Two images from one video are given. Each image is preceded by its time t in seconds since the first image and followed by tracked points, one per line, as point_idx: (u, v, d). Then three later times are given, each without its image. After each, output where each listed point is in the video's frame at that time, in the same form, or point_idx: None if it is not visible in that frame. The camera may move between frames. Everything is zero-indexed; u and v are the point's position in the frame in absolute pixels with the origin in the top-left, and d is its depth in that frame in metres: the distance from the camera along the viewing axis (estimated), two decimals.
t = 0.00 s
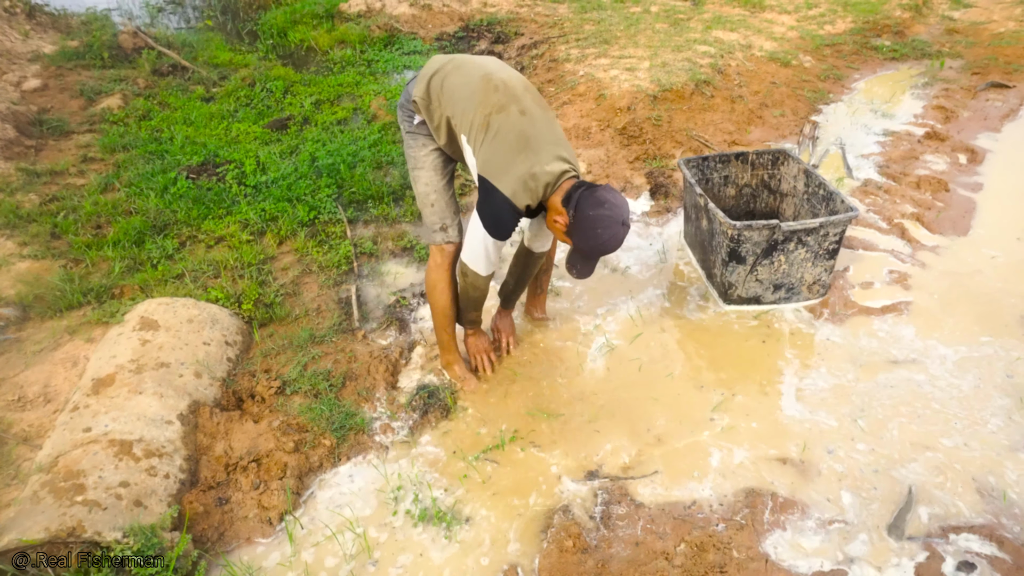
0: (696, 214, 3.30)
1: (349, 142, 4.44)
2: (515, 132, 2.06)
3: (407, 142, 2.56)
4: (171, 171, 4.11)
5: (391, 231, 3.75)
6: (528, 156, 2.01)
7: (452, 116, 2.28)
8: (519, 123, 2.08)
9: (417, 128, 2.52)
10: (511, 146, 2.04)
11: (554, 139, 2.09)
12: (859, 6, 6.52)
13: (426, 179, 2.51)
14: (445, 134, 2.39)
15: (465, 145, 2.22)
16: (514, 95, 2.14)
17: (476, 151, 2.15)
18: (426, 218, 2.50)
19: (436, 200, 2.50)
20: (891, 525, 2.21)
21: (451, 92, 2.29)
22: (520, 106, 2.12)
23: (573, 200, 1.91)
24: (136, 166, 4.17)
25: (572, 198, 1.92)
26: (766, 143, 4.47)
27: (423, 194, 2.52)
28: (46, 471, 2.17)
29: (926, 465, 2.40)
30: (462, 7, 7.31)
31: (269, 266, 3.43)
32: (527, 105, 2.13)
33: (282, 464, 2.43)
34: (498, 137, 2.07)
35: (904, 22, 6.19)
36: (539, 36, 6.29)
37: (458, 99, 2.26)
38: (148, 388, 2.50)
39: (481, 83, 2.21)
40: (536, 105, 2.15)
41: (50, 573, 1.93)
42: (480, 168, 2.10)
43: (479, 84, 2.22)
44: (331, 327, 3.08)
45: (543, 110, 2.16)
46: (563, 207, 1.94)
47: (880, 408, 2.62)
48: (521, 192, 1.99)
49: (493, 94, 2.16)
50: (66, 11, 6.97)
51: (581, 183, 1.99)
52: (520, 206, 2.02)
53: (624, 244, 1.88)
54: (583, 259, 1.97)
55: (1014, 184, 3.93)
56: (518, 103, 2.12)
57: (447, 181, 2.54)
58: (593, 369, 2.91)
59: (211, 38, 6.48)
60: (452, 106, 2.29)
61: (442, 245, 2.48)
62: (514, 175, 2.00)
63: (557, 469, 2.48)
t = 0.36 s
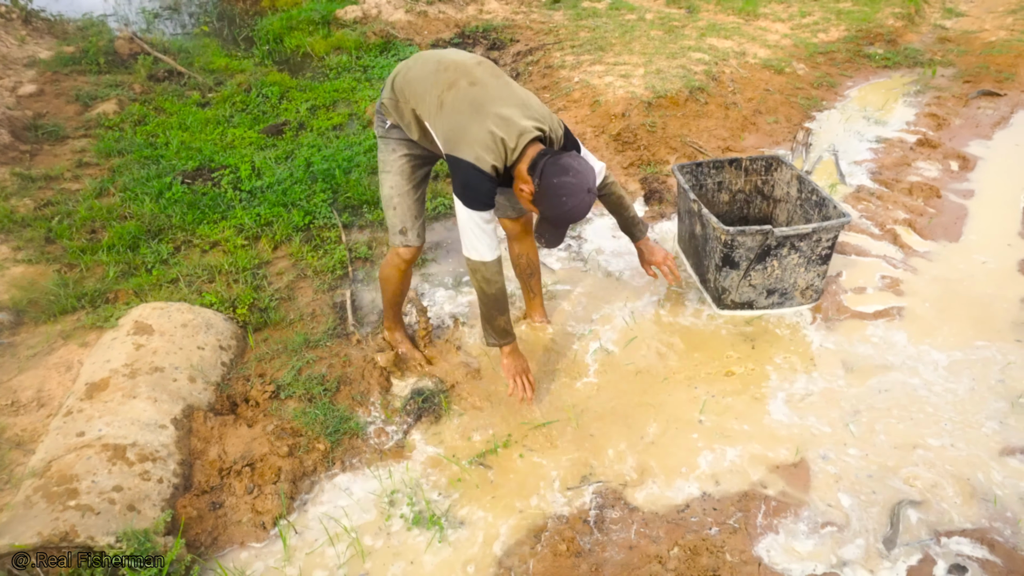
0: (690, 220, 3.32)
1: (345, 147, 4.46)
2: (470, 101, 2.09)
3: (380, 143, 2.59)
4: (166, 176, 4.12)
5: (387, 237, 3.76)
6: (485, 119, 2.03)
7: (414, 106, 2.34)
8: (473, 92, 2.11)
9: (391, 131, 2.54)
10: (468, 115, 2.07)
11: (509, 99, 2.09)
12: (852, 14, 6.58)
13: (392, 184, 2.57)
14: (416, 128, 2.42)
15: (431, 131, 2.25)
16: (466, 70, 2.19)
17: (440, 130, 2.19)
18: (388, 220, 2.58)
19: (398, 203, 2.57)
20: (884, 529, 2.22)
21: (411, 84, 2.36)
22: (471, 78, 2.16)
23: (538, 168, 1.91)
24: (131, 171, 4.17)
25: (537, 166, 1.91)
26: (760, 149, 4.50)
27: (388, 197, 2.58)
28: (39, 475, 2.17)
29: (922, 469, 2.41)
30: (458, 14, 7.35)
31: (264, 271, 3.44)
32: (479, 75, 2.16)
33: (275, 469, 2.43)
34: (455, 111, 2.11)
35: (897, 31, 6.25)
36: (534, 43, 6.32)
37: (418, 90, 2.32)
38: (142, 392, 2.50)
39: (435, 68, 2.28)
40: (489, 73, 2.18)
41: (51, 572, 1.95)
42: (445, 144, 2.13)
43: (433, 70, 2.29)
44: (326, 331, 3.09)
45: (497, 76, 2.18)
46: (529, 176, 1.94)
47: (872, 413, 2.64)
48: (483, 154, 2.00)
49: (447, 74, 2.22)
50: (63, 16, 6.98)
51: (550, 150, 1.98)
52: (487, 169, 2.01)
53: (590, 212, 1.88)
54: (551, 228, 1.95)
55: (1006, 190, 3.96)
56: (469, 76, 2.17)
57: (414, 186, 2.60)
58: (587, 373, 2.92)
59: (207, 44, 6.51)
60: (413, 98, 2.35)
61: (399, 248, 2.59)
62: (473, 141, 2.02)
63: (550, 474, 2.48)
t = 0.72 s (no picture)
0: (685, 221, 3.33)
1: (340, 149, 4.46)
2: (416, 112, 2.17)
3: (319, 160, 2.62)
4: (162, 178, 4.11)
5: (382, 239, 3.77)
6: (435, 129, 2.12)
7: (355, 119, 2.37)
8: (419, 103, 2.18)
9: (328, 145, 2.59)
10: (416, 128, 2.14)
11: (452, 103, 2.18)
12: (847, 15, 6.60)
13: (343, 194, 2.59)
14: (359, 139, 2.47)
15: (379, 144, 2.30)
16: (404, 78, 2.24)
17: (389, 143, 2.25)
18: (350, 231, 2.58)
19: (356, 212, 2.58)
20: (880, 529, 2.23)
21: (347, 97, 2.38)
22: (413, 87, 2.21)
23: (487, 173, 2.08)
24: (127, 174, 4.17)
25: (486, 169, 2.09)
26: (756, 150, 4.52)
27: (342, 209, 2.59)
28: (35, 479, 2.17)
29: (918, 469, 2.41)
30: (454, 15, 7.35)
31: (260, 273, 3.44)
32: (418, 83, 2.23)
33: (272, 471, 2.42)
34: (403, 125, 2.18)
35: (891, 32, 6.28)
36: (530, 45, 6.33)
37: (358, 103, 2.34)
38: (138, 395, 2.50)
39: (371, 79, 2.31)
40: (426, 78, 2.25)
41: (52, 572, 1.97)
42: (398, 158, 2.21)
43: (369, 80, 2.32)
44: (322, 333, 3.09)
45: (434, 80, 2.25)
46: (482, 179, 2.12)
47: (868, 413, 2.65)
48: (442, 166, 2.11)
49: (386, 85, 2.26)
50: (58, 19, 6.97)
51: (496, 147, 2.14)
52: (447, 180, 2.14)
53: (546, 196, 2.07)
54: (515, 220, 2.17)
55: (1000, 190, 3.98)
56: (408, 84, 2.22)
57: (365, 192, 2.63)
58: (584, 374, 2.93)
59: (203, 46, 6.50)
60: (352, 110, 2.38)
61: (370, 255, 2.58)
62: (428, 154, 2.11)
63: (546, 476, 2.48)
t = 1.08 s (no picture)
0: (681, 223, 3.34)
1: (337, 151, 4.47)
2: (433, 142, 2.38)
3: (309, 160, 2.57)
4: (159, 181, 4.11)
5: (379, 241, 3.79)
6: (453, 160, 2.38)
7: (361, 139, 2.41)
8: (435, 134, 2.40)
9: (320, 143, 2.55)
10: (437, 156, 2.36)
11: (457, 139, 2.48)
12: (843, 17, 6.62)
13: (343, 188, 2.59)
14: (355, 154, 2.48)
15: (388, 165, 2.39)
16: (415, 109, 2.41)
17: (402, 166, 2.38)
18: (355, 223, 2.59)
19: (359, 204, 2.59)
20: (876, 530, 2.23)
21: (350, 117, 2.41)
22: (427, 119, 2.41)
23: (484, 191, 2.45)
24: (123, 176, 4.16)
25: (480, 190, 2.46)
26: (752, 152, 4.53)
27: (344, 203, 2.58)
28: (31, 481, 2.16)
29: (914, 470, 2.42)
30: (451, 18, 7.36)
31: (257, 276, 3.44)
32: (427, 115, 2.43)
33: (269, 473, 2.42)
34: (422, 152, 2.36)
35: (886, 34, 6.30)
36: (526, 47, 6.34)
37: (365, 123, 2.39)
38: (134, 398, 2.50)
39: (379, 103, 2.40)
40: (431, 112, 2.47)
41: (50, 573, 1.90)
42: (414, 180, 2.37)
43: (377, 104, 2.40)
44: (319, 335, 3.09)
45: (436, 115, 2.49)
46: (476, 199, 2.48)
47: (864, 414, 2.65)
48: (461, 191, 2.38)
49: (398, 111, 2.39)
50: (54, 21, 6.97)
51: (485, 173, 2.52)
52: (462, 203, 2.40)
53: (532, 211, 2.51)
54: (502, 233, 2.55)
55: (995, 192, 4.00)
56: (422, 116, 2.41)
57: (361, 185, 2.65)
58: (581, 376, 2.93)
59: (200, 48, 6.51)
60: (355, 129, 2.41)
61: (379, 243, 2.62)
62: (450, 180, 2.35)
63: (543, 478, 2.48)
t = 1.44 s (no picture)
0: (678, 228, 3.35)
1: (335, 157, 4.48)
2: (437, 136, 2.46)
3: (303, 159, 2.57)
4: (156, 186, 4.11)
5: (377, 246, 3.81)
6: (457, 154, 2.46)
7: (365, 135, 2.41)
8: (436, 129, 2.47)
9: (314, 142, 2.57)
10: (442, 149, 2.43)
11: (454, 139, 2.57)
12: (839, 24, 6.66)
13: (336, 187, 2.60)
14: (353, 155, 2.45)
15: (393, 159, 2.40)
16: (416, 108, 2.50)
17: (408, 159, 2.40)
18: (346, 222, 2.59)
19: (350, 204, 2.61)
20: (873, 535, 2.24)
21: (353, 114, 2.43)
22: (426, 116, 2.50)
23: (489, 173, 2.54)
24: (121, 182, 4.17)
25: (485, 173, 2.54)
26: (748, 157, 4.55)
27: (336, 201, 2.60)
28: (27, 487, 2.16)
29: (911, 475, 2.42)
30: (449, 24, 7.39)
31: (254, 281, 3.45)
32: (426, 114, 2.52)
33: (266, 479, 2.42)
34: (428, 145, 2.42)
35: (882, 40, 6.34)
36: (524, 53, 6.37)
37: (368, 119, 2.42)
38: (131, 403, 2.49)
39: (382, 101, 2.45)
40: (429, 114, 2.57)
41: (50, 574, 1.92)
42: (421, 172, 2.39)
43: (380, 101, 2.45)
44: (316, 341, 3.08)
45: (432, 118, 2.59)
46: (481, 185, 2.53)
47: (861, 419, 2.66)
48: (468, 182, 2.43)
49: (401, 109, 2.45)
50: (52, 26, 6.98)
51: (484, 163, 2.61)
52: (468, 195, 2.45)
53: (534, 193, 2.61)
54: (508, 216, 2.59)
55: (990, 198, 4.02)
56: (423, 114, 2.50)
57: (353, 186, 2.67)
58: (578, 381, 2.93)
59: (198, 54, 6.52)
60: (359, 126, 2.42)
61: (368, 243, 2.61)
62: (458, 170, 2.41)
63: (540, 483, 2.48)
